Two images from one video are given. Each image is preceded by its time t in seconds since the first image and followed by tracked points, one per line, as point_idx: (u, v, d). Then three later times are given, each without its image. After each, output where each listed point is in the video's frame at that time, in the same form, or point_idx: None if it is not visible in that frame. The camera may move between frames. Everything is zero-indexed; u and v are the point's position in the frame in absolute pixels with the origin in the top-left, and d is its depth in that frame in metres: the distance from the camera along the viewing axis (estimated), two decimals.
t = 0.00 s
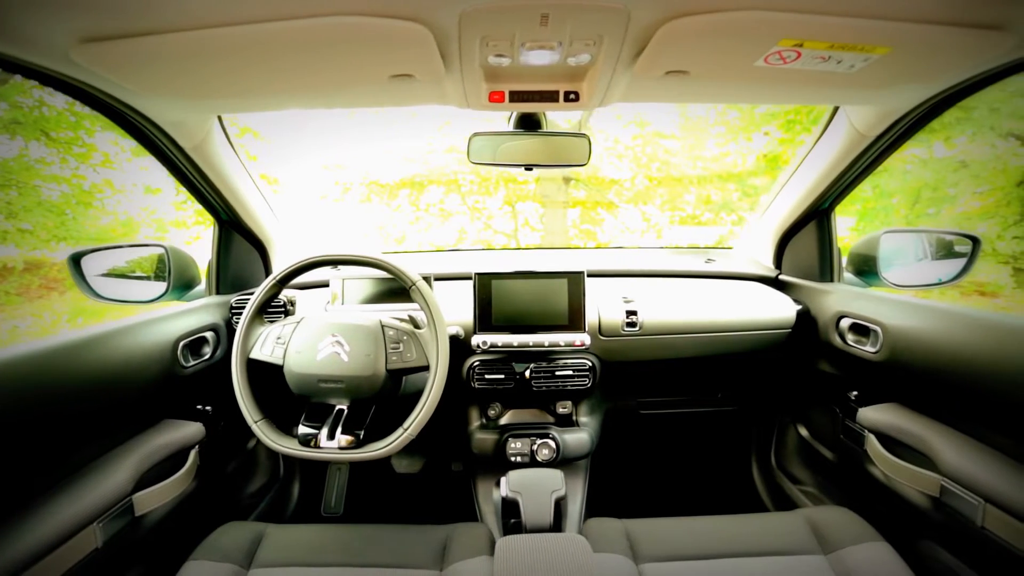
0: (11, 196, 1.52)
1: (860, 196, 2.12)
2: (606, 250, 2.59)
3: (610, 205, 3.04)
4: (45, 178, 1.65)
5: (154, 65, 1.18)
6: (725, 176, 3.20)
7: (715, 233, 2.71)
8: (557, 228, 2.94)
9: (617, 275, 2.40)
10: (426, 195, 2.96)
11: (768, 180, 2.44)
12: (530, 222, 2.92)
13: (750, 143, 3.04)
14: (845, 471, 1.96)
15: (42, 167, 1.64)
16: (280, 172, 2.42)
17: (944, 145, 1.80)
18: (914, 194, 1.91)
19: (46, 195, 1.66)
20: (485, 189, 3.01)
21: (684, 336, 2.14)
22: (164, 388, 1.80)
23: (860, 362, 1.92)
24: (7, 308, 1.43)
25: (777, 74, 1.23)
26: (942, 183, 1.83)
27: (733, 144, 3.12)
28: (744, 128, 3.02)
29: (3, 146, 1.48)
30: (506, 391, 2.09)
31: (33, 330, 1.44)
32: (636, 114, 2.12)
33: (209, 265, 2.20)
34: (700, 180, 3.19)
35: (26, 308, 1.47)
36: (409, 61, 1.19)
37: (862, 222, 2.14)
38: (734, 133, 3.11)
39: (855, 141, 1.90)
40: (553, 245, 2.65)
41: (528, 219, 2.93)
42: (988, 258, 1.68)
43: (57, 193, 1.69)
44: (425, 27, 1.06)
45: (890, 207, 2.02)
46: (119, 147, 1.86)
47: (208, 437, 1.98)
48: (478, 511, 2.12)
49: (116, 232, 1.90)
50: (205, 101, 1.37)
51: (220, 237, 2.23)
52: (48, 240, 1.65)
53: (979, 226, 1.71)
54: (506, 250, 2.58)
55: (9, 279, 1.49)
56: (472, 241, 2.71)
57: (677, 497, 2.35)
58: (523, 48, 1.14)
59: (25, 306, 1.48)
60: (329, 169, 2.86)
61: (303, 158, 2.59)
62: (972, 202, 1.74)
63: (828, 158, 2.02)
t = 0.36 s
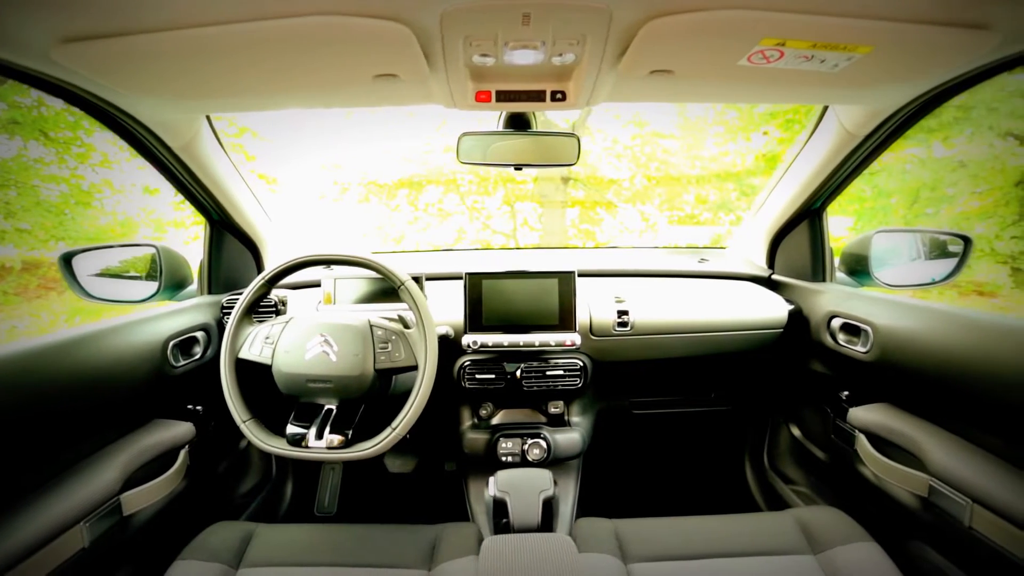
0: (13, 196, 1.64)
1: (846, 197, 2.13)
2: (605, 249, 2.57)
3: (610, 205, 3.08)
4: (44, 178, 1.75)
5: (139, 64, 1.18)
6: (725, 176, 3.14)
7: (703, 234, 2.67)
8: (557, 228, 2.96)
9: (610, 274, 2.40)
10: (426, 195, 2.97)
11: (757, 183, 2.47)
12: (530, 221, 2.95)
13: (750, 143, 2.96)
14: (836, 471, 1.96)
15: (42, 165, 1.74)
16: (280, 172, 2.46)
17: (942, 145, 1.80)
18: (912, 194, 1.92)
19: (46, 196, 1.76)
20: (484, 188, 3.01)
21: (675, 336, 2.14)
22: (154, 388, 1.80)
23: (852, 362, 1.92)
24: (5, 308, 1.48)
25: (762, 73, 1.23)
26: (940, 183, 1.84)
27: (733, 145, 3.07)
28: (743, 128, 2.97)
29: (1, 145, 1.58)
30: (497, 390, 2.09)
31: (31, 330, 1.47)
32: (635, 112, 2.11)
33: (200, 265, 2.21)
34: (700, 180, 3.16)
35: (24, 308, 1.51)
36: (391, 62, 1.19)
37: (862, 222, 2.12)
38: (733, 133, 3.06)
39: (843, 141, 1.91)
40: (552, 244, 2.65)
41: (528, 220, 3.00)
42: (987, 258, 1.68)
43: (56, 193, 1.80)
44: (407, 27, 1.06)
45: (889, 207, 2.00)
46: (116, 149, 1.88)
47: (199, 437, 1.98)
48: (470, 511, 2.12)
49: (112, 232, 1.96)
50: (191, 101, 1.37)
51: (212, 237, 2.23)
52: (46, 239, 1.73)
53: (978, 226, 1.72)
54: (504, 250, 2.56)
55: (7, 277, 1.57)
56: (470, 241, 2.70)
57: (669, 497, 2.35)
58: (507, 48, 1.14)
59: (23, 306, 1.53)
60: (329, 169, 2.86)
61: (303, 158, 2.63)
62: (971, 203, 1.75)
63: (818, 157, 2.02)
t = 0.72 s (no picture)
0: (13, 196, 1.66)
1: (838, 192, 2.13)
2: (598, 249, 2.57)
3: (609, 206, 3.00)
4: (41, 178, 1.76)
5: (125, 63, 1.18)
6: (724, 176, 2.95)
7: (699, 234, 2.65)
8: (553, 226, 2.93)
9: (602, 275, 2.40)
10: (424, 194, 2.92)
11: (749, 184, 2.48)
12: (529, 221, 2.94)
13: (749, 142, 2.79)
14: (827, 471, 1.95)
15: (41, 165, 1.76)
16: (278, 174, 2.45)
17: (940, 145, 1.79)
18: (911, 194, 1.89)
19: (44, 195, 1.78)
20: (482, 189, 2.95)
21: (666, 336, 2.14)
22: (144, 387, 1.80)
23: (842, 362, 1.92)
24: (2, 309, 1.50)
25: (744, 72, 1.23)
26: (938, 183, 1.81)
27: (732, 144, 2.91)
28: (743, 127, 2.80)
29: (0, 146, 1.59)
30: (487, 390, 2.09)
31: (28, 329, 1.49)
32: (632, 112, 2.15)
33: (192, 264, 2.21)
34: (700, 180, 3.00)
35: (21, 308, 1.54)
36: (374, 61, 1.20)
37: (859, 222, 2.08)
38: (733, 133, 2.90)
39: (832, 140, 1.92)
40: (551, 244, 2.63)
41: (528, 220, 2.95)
42: (984, 258, 1.67)
43: (54, 193, 1.82)
44: (387, 27, 1.07)
45: (888, 206, 1.97)
46: (114, 149, 1.89)
47: (189, 436, 1.98)
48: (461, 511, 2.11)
49: (109, 231, 1.96)
50: (178, 100, 1.38)
51: (204, 237, 2.24)
52: (46, 239, 1.74)
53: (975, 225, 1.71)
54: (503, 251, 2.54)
55: (5, 278, 1.59)
56: (469, 241, 2.69)
57: (662, 497, 2.35)
58: (491, 48, 1.14)
59: (20, 305, 1.55)
60: (327, 169, 2.82)
61: (301, 159, 2.66)
62: (969, 203, 1.73)
63: (808, 157, 2.03)
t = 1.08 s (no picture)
0: (13, 197, 1.67)
1: (833, 192, 2.12)
2: (590, 250, 2.57)
3: (607, 205, 2.96)
4: (39, 177, 1.77)
5: (107, 62, 1.19)
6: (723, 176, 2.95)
7: (691, 232, 2.66)
8: (552, 226, 2.88)
9: (593, 274, 2.40)
10: (422, 194, 2.90)
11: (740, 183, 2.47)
12: (527, 222, 2.89)
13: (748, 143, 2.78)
14: (817, 471, 1.95)
15: (39, 165, 1.75)
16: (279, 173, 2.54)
17: (939, 145, 1.74)
18: (908, 194, 1.84)
19: (43, 195, 1.78)
20: (480, 189, 2.91)
21: (656, 336, 2.14)
22: (133, 387, 1.80)
23: (832, 362, 1.92)
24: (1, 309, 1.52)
25: (725, 72, 1.23)
26: (935, 183, 1.76)
27: (731, 144, 2.89)
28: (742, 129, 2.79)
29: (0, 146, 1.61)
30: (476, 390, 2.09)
31: (26, 328, 1.52)
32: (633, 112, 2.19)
33: (182, 263, 2.21)
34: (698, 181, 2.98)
35: (19, 309, 1.56)
36: (355, 62, 1.21)
37: (858, 222, 2.04)
38: (732, 133, 2.88)
39: (819, 140, 1.92)
40: (547, 244, 2.66)
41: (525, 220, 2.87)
42: (982, 258, 1.62)
43: (54, 193, 1.81)
44: (366, 28, 1.07)
45: (885, 207, 1.93)
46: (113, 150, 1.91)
47: (178, 436, 1.98)
48: (452, 511, 2.11)
49: (108, 232, 1.95)
50: (162, 99, 1.39)
51: (194, 238, 2.24)
52: (46, 239, 1.75)
53: (974, 225, 1.65)
54: (502, 251, 2.57)
55: (3, 279, 1.60)
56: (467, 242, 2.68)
57: (654, 497, 2.34)
58: (471, 48, 1.14)
59: (18, 306, 1.57)
60: (324, 168, 2.83)
61: (302, 158, 2.70)
62: (968, 202, 1.67)
63: (797, 157, 2.04)
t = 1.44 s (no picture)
0: (11, 196, 1.70)
1: (824, 189, 2.11)
2: (581, 249, 2.55)
3: (605, 205, 3.01)
4: (38, 176, 1.78)
5: (88, 60, 1.19)
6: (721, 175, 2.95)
7: (684, 232, 2.68)
8: (550, 226, 2.95)
9: (584, 274, 2.39)
10: (421, 193, 2.96)
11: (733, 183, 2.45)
12: (525, 220, 2.93)
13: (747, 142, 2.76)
14: (807, 471, 1.95)
15: (37, 164, 1.76)
16: (275, 174, 2.61)
17: (937, 145, 1.72)
18: (908, 194, 1.81)
19: (43, 193, 1.80)
20: (478, 188, 2.94)
21: (646, 335, 2.14)
22: (121, 386, 1.81)
23: (821, 361, 1.92)
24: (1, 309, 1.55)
25: (706, 70, 1.23)
26: (934, 182, 1.74)
27: (730, 143, 2.88)
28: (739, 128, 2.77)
29: None
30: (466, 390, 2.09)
31: (24, 327, 1.55)
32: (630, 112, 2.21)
33: (172, 264, 2.21)
34: (695, 180, 2.92)
35: (18, 307, 1.59)
36: (336, 62, 1.22)
37: (856, 222, 1.99)
38: (731, 131, 2.86)
39: (807, 139, 1.93)
40: (547, 244, 2.64)
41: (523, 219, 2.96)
42: (980, 257, 1.60)
43: (53, 192, 1.83)
44: (346, 27, 1.07)
45: (884, 206, 1.91)
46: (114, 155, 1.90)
47: (167, 436, 1.98)
48: (441, 510, 2.11)
49: (107, 231, 1.97)
50: (148, 98, 1.39)
51: (184, 237, 2.24)
52: (42, 238, 1.78)
53: (971, 226, 1.64)
54: (502, 250, 2.55)
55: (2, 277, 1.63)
56: (467, 241, 2.65)
57: (645, 497, 2.34)
58: (452, 47, 1.14)
59: (16, 305, 1.59)
60: (324, 168, 2.89)
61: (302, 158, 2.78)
62: (967, 202, 1.64)
63: (784, 158, 2.05)
